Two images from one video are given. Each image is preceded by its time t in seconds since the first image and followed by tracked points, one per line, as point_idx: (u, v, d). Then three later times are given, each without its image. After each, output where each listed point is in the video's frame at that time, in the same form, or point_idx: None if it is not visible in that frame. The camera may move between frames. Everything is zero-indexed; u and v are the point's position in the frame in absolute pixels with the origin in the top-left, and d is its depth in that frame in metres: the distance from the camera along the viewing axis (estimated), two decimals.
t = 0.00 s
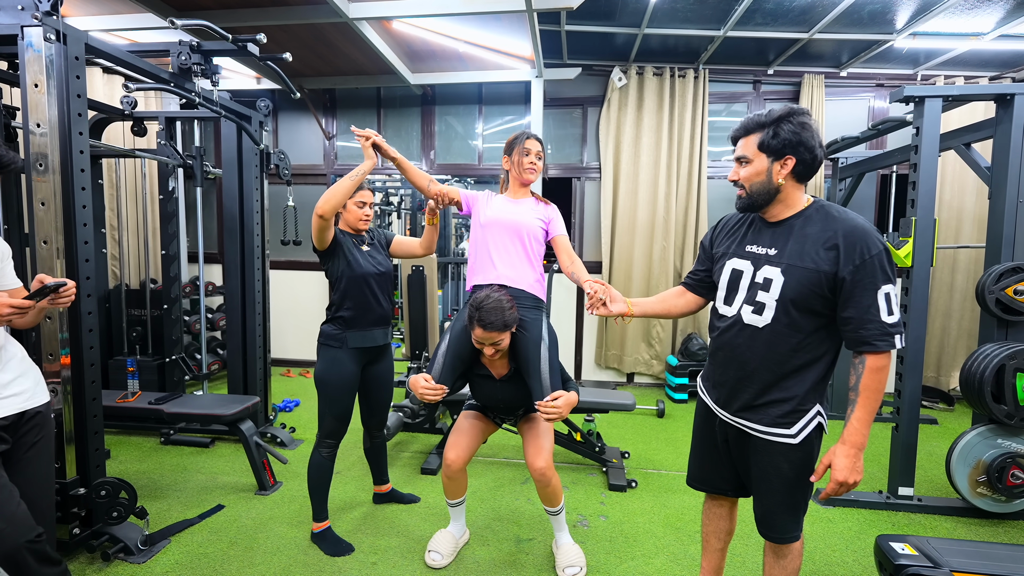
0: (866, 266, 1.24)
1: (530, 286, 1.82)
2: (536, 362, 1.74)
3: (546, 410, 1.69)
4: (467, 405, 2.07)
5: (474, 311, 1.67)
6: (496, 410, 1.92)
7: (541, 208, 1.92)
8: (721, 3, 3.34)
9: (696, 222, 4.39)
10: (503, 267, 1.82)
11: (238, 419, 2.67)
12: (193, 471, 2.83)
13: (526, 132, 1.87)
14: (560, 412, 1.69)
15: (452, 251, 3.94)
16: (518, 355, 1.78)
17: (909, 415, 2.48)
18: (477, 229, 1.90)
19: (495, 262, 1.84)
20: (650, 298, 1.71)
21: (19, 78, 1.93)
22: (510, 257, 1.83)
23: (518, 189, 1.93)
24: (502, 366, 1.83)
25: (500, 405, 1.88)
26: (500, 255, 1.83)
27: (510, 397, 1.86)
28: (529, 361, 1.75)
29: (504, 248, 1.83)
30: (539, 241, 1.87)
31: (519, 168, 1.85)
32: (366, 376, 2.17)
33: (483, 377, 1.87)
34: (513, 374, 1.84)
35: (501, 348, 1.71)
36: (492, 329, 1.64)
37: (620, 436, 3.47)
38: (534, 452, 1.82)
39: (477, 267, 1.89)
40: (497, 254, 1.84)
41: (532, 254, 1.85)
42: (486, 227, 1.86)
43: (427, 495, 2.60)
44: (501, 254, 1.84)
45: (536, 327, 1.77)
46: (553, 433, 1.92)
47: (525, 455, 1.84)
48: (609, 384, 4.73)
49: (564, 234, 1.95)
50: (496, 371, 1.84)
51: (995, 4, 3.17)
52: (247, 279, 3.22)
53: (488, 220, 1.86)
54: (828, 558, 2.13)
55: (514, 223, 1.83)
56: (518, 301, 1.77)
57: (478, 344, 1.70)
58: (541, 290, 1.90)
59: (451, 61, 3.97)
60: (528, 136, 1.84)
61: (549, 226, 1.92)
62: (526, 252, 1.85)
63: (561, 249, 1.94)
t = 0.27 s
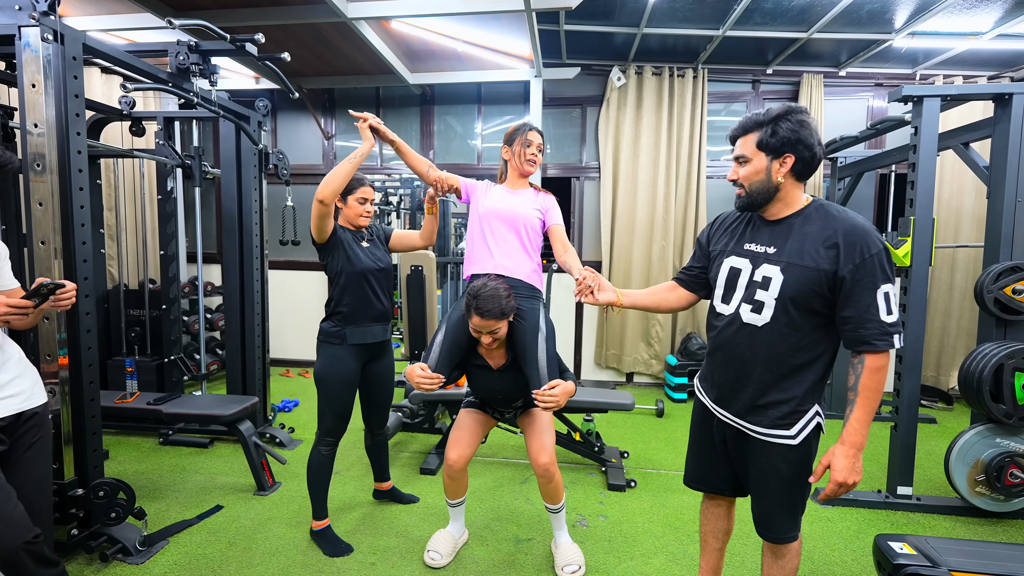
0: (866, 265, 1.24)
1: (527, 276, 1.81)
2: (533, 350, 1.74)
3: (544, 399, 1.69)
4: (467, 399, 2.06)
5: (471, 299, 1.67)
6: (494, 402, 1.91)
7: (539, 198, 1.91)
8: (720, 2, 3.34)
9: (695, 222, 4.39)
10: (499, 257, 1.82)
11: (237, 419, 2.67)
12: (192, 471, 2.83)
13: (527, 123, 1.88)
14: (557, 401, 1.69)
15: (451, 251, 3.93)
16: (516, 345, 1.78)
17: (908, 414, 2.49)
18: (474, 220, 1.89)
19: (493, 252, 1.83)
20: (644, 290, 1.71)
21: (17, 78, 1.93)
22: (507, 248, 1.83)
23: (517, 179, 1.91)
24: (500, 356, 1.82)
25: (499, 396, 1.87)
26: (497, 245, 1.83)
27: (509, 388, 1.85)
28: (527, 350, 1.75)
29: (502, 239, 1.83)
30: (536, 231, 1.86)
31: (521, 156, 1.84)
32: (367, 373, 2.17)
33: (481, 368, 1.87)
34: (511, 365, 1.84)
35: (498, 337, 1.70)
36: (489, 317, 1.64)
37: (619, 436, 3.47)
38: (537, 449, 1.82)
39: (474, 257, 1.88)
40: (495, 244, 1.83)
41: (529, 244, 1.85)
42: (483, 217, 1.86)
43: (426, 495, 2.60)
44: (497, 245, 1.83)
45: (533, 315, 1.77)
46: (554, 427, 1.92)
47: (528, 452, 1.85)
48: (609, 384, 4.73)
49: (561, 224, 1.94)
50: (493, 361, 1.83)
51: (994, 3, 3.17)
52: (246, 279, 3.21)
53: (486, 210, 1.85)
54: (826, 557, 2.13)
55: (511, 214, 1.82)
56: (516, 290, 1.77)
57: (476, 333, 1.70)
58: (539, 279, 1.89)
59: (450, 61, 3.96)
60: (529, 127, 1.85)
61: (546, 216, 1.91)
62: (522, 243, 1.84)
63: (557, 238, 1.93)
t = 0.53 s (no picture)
0: (867, 265, 1.24)
1: (525, 268, 1.80)
2: (532, 342, 1.74)
3: (544, 392, 1.69)
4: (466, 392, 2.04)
5: (470, 293, 1.65)
6: (495, 395, 1.90)
7: (536, 190, 1.90)
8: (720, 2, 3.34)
9: (695, 221, 4.39)
10: (497, 249, 1.81)
11: (235, 419, 2.66)
12: (191, 471, 2.83)
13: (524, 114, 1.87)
14: (558, 393, 1.69)
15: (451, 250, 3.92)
16: (515, 338, 1.77)
17: (907, 414, 2.49)
18: (471, 213, 1.88)
19: (490, 244, 1.82)
20: (643, 286, 1.70)
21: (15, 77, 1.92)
22: (504, 240, 1.82)
23: (514, 172, 1.91)
24: (498, 349, 1.83)
25: (499, 388, 1.86)
26: (494, 237, 1.82)
27: (509, 380, 1.84)
28: (526, 343, 1.75)
29: (499, 231, 1.82)
30: (533, 223, 1.86)
31: (518, 148, 1.83)
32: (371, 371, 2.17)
33: (481, 360, 1.86)
34: (509, 357, 1.84)
35: (497, 330, 1.70)
36: (489, 311, 1.63)
37: (618, 436, 3.47)
38: (537, 445, 1.82)
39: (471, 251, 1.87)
40: (492, 236, 1.82)
41: (527, 236, 1.85)
42: (480, 210, 1.85)
43: (426, 495, 2.60)
44: (495, 237, 1.82)
45: (533, 307, 1.76)
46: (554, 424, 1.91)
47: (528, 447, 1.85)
48: (608, 384, 4.73)
49: (557, 217, 1.94)
50: (492, 354, 1.83)
51: (994, 3, 3.17)
52: (245, 279, 3.21)
53: (483, 203, 1.84)
54: (826, 557, 2.13)
55: (508, 206, 1.81)
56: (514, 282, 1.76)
57: (475, 327, 1.69)
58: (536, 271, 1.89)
59: (450, 60, 3.95)
60: (529, 120, 1.84)
61: (543, 208, 1.91)
62: (519, 234, 1.83)
63: (554, 231, 1.93)
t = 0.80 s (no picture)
0: (868, 264, 1.24)
1: (522, 258, 1.80)
2: (529, 330, 1.73)
3: (540, 380, 1.69)
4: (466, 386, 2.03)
5: (468, 280, 1.65)
6: (494, 387, 1.89)
7: (532, 179, 1.88)
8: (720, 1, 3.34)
9: (695, 221, 4.39)
10: (493, 240, 1.81)
11: (235, 419, 2.65)
12: (190, 471, 2.82)
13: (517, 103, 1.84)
14: (555, 381, 1.69)
15: (451, 250, 3.92)
16: (513, 326, 1.77)
17: (907, 414, 2.49)
18: (468, 204, 1.88)
19: (487, 235, 1.82)
20: (637, 282, 1.70)
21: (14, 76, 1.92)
22: (501, 230, 1.81)
23: (510, 163, 1.90)
24: (497, 338, 1.81)
25: (497, 379, 1.85)
26: (491, 228, 1.81)
27: (507, 371, 1.83)
28: (524, 331, 1.74)
29: (496, 222, 1.81)
30: (530, 212, 1.84)
31: (513, 139, 1.82)
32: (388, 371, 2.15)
33: (478, 351, 1.85)
34: (508, 347, 1.83)
35: (495, 318, 1.70)
36: (486, 297, 1.62)
37: (618, 436, 3.47)
38: (539, 442, 1.81)
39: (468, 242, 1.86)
40: (489, 227, 1.82)
41: (524, 226, 1.83)
42: (476, 200, 1.84)
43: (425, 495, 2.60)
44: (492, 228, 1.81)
45: (531, 294, 1.76)
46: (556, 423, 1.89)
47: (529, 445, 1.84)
48: (608, 384, 4.73)
49: (555, 204, 1.90)
50: (490, 344, 1.82)
51: (993, 3, 3.17)
52: (244, 279, 3.20)
53: (479, 193, 1.83)
54: (826, 557, 2.13)
55: (504, 196, 1.80)
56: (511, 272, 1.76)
57: (473, 314, 1.69)
58: (535, 261, 1.88)
59: (449, 60, 3.95)
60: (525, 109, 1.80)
61: (540, 197, 1.88)
62: (516, 224, 1.82)
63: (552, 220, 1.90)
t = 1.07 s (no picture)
0: (867, 263, 1.24)
1: (521, 242, 1.80)
2: (528, 309, 1.73)
3: (540, 360, 1.65)
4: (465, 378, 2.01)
5: (466, 259, 1.65)
6: (491, 373, 1.87)
7: (530, 164, 1.86)
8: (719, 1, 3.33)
9: (694, 221, 4.39)
10: (492, 227, 1.81)
11: (234, 419, 2.64)
12: (189, 471, 2.82)
13: (517, 87, 1.81)
14: (555, 361, 1.65)
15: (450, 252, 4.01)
16: (511, 307, 1.76)
17: (906, 414, 2.49)
18: (468, 190, 1.88)
19: (485, 222, 1.82)
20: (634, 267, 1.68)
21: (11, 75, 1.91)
22: (499, 215, 1.81)
23: (506, 150, 1.88)
24: (496, 322, 1.82)
25: (495, 365, 1.84)
26: (490, 215, 1.81)
27: (504, 356, 1.82)
28: (523, 311, 1.73)
29: (494, 209, 1.82)
30: (528, 197, 1.84)
31: (508, 126, 1.80)
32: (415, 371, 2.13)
33: (477, 335, 1.84)
34: (507, 331, 1.82)
35: (494, 298, 1.69)
36: (484, 275, 1.62)
37: (617, 436, 3.47)
38: (541, 441, 1.80)
39: (467, 229, 1.87)
40: (487, 214, 1.82)
41: (522, 212, 1.83)
42: (475, 187, 1.84)
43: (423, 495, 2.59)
44: (490, 214, 1.82)
45: (530, 274, 1.76)
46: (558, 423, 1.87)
47: (529, 444, 1.83)
48: (607, 384, 4.73)
49: (552, 188, 1.87)
50: (489, 328, 1.82)
51: (992, 3, 3.17)
52: (243, 279, 3.20)
53: (477, 180, 1.83)
54: (825, 557, 2.13)
55: (502, 181, 1.80)
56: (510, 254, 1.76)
57: (471, 294, 1.68)
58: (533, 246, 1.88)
59: (448, 60, 3.95)
60: (521, 95, 1.77)
61: (538, 182, 1.86)
62: (515, 210, 1.82)
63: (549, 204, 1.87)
